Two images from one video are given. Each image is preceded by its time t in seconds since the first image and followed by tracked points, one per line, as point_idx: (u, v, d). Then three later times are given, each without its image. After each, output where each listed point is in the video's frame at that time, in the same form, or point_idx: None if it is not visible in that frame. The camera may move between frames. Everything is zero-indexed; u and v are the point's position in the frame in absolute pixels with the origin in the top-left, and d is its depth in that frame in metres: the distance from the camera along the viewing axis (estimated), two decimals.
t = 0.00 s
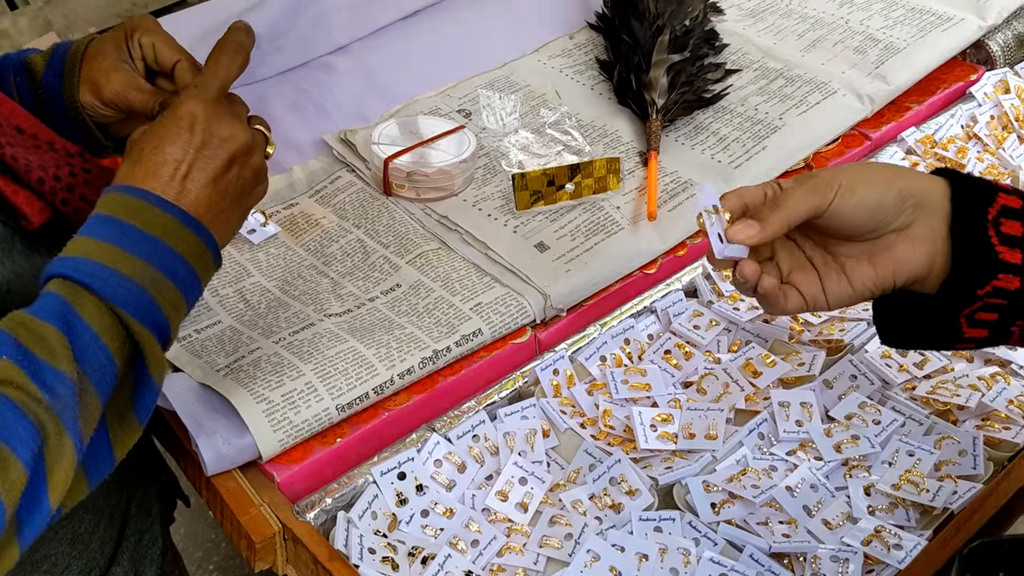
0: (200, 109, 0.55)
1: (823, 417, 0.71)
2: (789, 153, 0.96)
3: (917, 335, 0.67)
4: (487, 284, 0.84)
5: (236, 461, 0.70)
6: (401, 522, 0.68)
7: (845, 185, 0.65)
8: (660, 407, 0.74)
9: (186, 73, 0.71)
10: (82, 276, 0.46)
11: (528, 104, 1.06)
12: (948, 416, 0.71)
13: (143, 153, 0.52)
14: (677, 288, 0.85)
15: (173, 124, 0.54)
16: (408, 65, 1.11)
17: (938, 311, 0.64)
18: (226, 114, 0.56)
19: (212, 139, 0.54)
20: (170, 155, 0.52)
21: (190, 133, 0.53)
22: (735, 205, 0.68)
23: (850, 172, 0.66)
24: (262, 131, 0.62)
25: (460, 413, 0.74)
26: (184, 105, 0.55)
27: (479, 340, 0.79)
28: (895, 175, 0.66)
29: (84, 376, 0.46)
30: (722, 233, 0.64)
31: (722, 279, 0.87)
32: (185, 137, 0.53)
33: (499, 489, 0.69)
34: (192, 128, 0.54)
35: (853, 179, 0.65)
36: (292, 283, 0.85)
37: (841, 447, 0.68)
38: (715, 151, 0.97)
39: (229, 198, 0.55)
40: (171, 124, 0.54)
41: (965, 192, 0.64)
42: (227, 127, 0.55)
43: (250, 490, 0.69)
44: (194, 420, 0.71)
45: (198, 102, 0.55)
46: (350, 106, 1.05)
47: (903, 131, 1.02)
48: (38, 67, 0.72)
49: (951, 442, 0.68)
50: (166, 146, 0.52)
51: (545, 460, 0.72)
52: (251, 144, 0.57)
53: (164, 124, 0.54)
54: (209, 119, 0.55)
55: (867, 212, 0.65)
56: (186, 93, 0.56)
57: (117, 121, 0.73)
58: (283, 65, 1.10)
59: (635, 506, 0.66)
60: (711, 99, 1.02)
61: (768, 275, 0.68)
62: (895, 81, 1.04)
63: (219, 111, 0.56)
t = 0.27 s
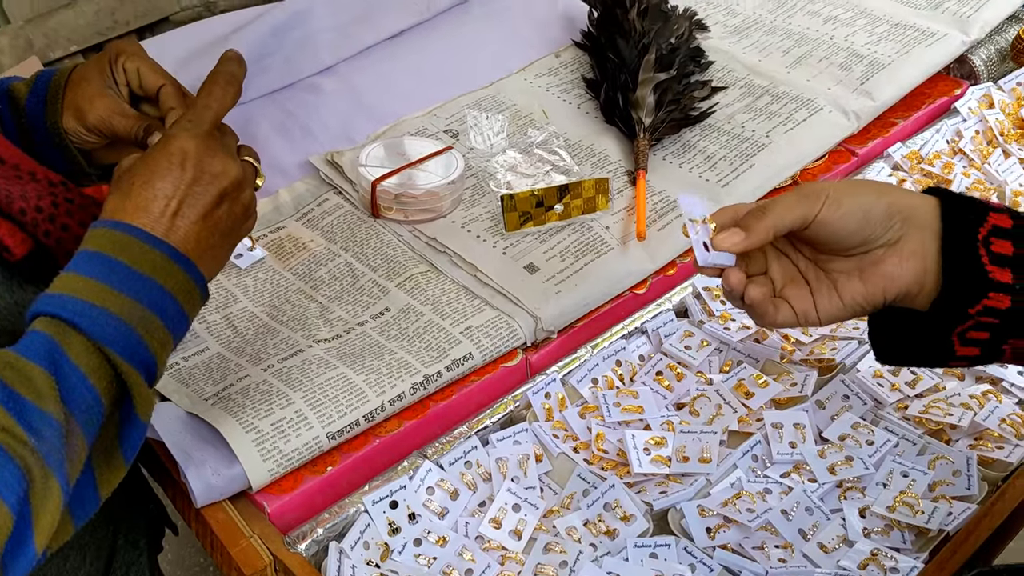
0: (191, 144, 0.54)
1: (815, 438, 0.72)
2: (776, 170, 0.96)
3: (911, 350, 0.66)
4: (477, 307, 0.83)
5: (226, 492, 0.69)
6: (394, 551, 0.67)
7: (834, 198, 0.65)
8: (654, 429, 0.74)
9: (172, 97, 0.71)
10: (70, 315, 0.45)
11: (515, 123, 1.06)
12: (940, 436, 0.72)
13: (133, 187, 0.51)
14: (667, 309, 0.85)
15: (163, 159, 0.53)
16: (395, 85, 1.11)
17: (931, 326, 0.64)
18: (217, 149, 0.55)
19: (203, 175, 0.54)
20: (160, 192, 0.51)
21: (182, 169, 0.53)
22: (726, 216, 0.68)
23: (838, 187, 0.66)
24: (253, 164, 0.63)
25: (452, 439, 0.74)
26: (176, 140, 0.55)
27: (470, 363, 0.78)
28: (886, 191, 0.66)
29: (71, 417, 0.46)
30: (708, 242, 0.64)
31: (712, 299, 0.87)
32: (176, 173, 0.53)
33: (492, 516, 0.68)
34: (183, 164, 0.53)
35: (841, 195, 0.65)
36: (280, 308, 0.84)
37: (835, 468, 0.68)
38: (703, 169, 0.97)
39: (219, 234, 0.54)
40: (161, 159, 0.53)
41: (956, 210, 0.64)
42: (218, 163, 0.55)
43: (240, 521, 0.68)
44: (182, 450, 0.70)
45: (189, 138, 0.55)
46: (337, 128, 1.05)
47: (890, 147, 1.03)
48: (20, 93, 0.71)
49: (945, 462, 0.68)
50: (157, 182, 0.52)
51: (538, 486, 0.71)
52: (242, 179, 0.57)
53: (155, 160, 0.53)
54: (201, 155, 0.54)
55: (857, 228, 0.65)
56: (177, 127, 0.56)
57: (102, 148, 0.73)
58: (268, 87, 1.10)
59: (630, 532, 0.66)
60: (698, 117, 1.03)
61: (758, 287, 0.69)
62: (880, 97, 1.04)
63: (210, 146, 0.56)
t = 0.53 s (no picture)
0: (172, 147, 0.53)
1: (813, 449, 0.72)
2: (768, 180, 0.96)
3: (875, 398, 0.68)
4: (471, 321, 0.83)
5: (221, 512, 0.68)
6: (391, 569, 0.66)
7: (786, 267, 0.64)
8: (651, 442, 0.74)
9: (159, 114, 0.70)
10: (61, 328, 0.45)
11: (506, 135, 1.06)
12: (938, 446, 0.72)
13: (118, 197, 0.50)
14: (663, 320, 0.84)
15: (145, 166, 0.52)
16: (386, 98, 1.11)
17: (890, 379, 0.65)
18: (199, 150, 0.54)
19: (188, 176, 0.53)
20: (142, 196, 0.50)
21: (163, 174, 0.52)
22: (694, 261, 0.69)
23: (798, 248, 0.64)
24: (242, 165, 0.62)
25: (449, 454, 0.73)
26: (160, 144, 0.54)
27: (465, 378, 0.78)
28: (854, 259, 0.62)
29: (67, 432, 0.45)
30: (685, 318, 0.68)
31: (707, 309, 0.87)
32: (157, 178, 0.52)
33: (490, 532, 0.68)
34: (167, 167, 0.52)
35: (795, 262, 0.63)
36: (272, 324, 0.83)
37: (834, 480, 0.69)
38: (695, 180, 0.98)
39: (211, 237, 0.53)
40: (143, 165, 0.52)
41: (918, 284, 0.60)
42: (204, 164, 0.54)
43: (236, 541, 0.68)
44: (176, 470, 0.69)
45: (169, 141, 0.54)
46: (328, 141, 1.04)
47: (880, 156, 1.03)
48: (8, 108, 0.71)
49: (944, 472, 0.68)
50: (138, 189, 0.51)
51: (536, 501, 0.71)
52: (230, 179, 0.55)
53: (137, 168, 0.52)
54: (183, 157, 0.53)
55: (809, 292, 0.65)
56: (159, 132, 0.55)
57: (90, 164, 0.72)
58: (258, 100, 1.09)
59: (629, 547, 0.66)
60: (689, 127, 1.03)
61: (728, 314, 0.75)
62: (870, 106, 1.05)
63: (192, 149, 0.55)
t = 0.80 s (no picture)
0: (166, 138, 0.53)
1: (815, 448, 0.72)
2: (765, 180, 0.96)
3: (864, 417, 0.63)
4: (472, 322, 0.83)
5: (222, 517, 0.67)
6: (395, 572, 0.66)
7: (772, 330, 0.55)
8: (653, 442, 0.74)
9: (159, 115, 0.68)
10: (65, 322, 0.44)
11: (503, 136, 1.05)
12: (940, 443, 0.72)
13: (115, 191, 0.50)
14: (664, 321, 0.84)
15: (140, 160, 0.52)
16: (382, 100, 1.10)
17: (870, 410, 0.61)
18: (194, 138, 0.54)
19: (184, 166, 0.53)
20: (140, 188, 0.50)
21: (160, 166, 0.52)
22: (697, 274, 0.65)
23: (791, 307, 0.55)
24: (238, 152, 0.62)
25: (451, 456, 0.73)
26: (153, 135, 0.54)
27: (466, 380, 0.77)
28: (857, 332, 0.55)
29: (76, 427, 0.44)
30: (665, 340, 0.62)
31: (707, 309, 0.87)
32: (154, 170, 0.52)
33: (494, 534, 0.68)
34: (163, 158, 0.52)
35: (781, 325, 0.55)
36: (271, 327, 0.83)
37: (837, 479, 0.69)
38: (693, 180, 0.98)
39: (212, 226, 0.53)
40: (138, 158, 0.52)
41: (907, 336, 0.55)
42: (199, 153, 0.54)
43: (239, 546, 0.67)
44: (177, 475, 0.69)
45: (162, 132, 0.54)
46: (324, 144, 1.04)
47: (876, 155, 1.04)
48: (10, 109, 0.71)
49: (947, 470, 0.68)
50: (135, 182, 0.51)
51: (539, 502, 0.71)
52: (227, 167, 0.55)
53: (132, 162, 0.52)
54: (176, 149, 0.53)
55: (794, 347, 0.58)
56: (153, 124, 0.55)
57: (91, 164, 0.72)
58: (254, 103, 1.09)
59: (634, 548, 0.66)
60: (687, 127, 1.03)
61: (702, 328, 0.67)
62: (866, 106, 1.05)
63: (185, 139, 0.54)
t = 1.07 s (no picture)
0: (178, 141, 0.53)
1: (818, 445, 0.71)
2: (764, 177, 0.96)
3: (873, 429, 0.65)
4: (471, 321, 0.82)
5: (221, 518, 0.67)
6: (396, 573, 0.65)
7: (800, 344, 0.58)
8: (655, 440, 0.73)
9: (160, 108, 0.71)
10: (72, 326, 0.43)
11: (501, 134, 1.05)
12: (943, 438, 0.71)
13: (123, 190, 0.49)
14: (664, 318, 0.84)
15: (151, 160, 0.51)
16: (378, 97, 1.10)
17: (883, 418, 0.63)
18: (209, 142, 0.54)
19: (196, 171, 0.52)
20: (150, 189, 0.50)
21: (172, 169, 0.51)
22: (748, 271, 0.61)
23: (824, 331, 0.57)
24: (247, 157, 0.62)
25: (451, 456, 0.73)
26: (166, 138, 0.53)
27: (466, 379, 0.77)
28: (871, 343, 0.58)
29: (80, 432, 0.44)
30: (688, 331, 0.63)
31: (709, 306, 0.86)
32: (165, 172, 0.51)
33: (495, 534, 0.67)
34: (175, 161, 0.52)
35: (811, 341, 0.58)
36: (269, 327, 0.82)
37: (840, 476, 0.68)
38: (692, 176, 0.97)
39: (220, 230, 0.53)
40: (148, 159, 0.51)
41: (919, 356, 0.58)
42: (212, 158, 0.53)
43: (237, 547, 0.67)
44: (175, 476, 0.68)
45: (174, 135, 0.53)
46: (321, 142, 1.03)
47: (875, 150, 1.03)
48: (11, 105, 0.72)
49: (950, 466, 0.68)
50: (144, 182, 0.50)
51: (540, 501, 0.70)
52: (238, 173, 0.55)
53: (143, 163, 0.51)
54: (189, 153, 0.53)
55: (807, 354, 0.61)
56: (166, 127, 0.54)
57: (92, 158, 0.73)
58: (250, 101, 1.08)
59: (636, 547, 0.65)
60: (685, 124, 1.02)
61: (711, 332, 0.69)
62: (865, 101, 1.05)
63: (199, 144, 0.54)
